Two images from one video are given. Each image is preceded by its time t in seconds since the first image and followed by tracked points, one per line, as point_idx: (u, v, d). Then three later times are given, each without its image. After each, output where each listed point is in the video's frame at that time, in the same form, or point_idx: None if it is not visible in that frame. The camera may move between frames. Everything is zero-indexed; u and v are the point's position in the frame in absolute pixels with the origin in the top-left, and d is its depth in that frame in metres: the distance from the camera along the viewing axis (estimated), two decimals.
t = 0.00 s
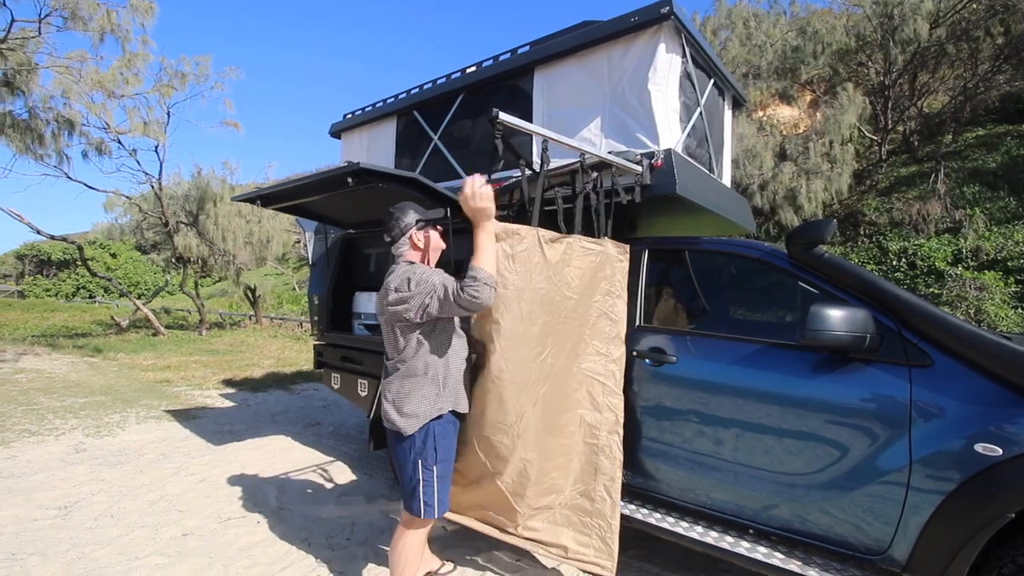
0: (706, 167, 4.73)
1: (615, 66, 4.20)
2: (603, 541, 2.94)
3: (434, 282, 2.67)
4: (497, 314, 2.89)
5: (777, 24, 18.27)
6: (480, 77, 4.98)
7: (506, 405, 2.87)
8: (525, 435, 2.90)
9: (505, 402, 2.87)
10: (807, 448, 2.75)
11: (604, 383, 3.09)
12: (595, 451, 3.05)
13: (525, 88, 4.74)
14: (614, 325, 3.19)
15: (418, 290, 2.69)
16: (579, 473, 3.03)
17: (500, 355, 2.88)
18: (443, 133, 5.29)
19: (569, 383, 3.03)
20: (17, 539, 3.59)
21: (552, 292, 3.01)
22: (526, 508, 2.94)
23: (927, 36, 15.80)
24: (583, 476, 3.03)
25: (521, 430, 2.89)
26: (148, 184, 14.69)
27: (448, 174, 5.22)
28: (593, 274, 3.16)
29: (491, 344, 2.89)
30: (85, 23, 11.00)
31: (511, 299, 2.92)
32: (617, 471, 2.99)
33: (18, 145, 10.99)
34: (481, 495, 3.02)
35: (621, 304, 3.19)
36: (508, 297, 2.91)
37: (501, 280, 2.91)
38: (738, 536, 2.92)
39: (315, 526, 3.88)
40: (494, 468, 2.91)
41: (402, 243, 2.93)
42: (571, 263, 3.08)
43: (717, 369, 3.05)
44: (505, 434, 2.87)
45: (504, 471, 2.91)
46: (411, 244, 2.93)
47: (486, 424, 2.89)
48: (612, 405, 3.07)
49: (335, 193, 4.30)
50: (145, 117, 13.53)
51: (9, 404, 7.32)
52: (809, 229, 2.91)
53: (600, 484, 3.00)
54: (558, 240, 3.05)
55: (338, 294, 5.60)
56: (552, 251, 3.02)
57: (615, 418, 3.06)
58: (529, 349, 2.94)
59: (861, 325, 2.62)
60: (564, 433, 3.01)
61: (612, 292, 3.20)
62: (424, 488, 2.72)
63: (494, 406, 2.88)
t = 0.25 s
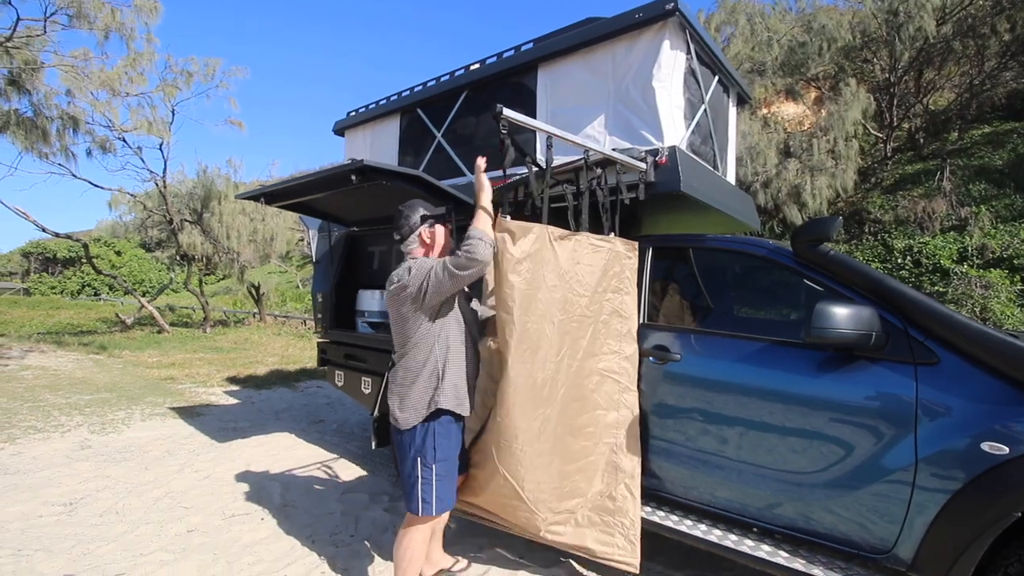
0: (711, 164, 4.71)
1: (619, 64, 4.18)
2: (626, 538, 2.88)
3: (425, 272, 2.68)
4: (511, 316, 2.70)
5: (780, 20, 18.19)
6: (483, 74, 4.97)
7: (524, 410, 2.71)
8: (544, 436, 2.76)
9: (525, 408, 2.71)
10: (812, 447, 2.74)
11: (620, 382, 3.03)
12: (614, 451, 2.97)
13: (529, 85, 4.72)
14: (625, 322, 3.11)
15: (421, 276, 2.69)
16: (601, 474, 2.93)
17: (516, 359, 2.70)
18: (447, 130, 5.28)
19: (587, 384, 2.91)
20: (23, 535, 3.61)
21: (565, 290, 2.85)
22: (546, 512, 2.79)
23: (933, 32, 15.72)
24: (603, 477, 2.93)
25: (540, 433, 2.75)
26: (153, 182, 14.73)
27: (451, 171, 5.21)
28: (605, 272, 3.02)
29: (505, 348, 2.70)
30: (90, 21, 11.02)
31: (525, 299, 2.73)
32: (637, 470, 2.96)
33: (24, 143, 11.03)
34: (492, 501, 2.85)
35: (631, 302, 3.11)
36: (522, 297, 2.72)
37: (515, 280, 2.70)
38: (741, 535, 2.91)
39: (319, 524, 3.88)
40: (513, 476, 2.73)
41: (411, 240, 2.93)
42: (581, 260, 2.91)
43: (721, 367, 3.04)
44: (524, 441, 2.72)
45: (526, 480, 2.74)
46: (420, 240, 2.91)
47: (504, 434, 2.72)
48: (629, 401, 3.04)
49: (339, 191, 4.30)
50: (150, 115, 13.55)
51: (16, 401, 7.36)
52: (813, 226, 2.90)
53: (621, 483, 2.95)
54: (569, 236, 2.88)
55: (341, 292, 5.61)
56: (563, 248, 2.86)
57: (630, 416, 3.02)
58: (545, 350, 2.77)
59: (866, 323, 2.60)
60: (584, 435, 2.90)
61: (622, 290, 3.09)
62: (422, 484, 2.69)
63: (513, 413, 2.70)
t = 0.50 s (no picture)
0: (712, 163, 4.71)
1: (620, 62, 4.18)
2: (641, 538, 2.82)
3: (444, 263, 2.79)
4: (513, 313, 2.76)
5: (780, 18, 18.15)
6: (484, 73, 4.96)
7: (531, 407, 2.72)
8: (555, 436, 2.73)
9: (531, 405, 2.72)
10: (814, 445, 2.73)
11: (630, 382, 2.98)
12: (626, 452, 2.93)
13: (529, 84, 4.72)
14: (630, 321, 3.05)
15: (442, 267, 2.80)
16: (615, 475, 2.88)
17: (519, 355, 2.74)
18: (447, 130, 5.27)
19: (596, 385, 2.86)
20: (24, 535, 3.62)
21: (570, 289, 2.84)
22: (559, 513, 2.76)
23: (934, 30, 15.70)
24: (614, 478, 2.87)
25: (549, 432, 2.72)
26: (154, 182, 14.74)
27: (452, 170, 5.21)
28: (608, 271, 2.97)
29: (508, 344, 2.75)
30: (91, 22, 11.02)
31: (527, 298, 2.77)
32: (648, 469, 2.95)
33: (25, 143, 11.04)
34: (500, 494, 2.89)
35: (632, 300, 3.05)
36: (523, 295, 2.77)
37: (516, 280, 2.76)
38: (743, 534, 2.91)
39: (320, 524, 3.88)
40: (519, 469, 2.77)
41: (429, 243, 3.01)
42: (585, 260, 2.89)
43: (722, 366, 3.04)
44: (530, 438, 2.73)
45: (533, 474, 2.76)
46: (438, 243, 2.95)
47: (509, 427, 2.78)
48: (639, 401, 2.98)
49: (339, 191, 4.30)
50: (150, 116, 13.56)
51: (17, 401, 7.37)
52: (814, 225, 2.90)
53: (633, 485, 2.90)
54: (572, 236, 2.87)
55: (342, 292, 5.61)
56: (566, 248, 2.84)
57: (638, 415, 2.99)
58: (551, 348, 2.77)
59: (868, 321, 2.60)
60: (595, 436, 2.84)
61: (625, 289, 3.03)
62: (431, 483, 2.74)
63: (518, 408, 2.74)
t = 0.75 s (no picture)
0: (712, 162, 4.71)
1: (620, 62, 4.18)
2: (643, 538, 2.84)
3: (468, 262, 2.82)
4: (524, 311, 2.68)
5: (781, 17, 18.24)
6: (484, 73, 4.97)
7: (535, 407, 2.71)
8: (557, 437, 2.73)
9: (535, 405, 2.70)
10: (814, 445, 2.73)
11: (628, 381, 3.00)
12: (626, 452, 2.96)
13: (530, 84, 4.71)
14: (629, 321, 3.08)
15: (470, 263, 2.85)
16: (616, 475, 2.89)
17: (527, 355, 2.70)
18: (447, 129, 5.28)
19: (597, 384, 2.87)
20: (24, 535, 3.62)
21: (577, 288, 2.81)
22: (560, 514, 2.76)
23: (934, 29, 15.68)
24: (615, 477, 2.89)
25: (552, 432, 2.72)
26: (154, 181, 14.74)
27: (452, 170, 5.21)
28: (609, 271, 2.97)
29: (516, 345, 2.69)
30: (91, 22, 11.02)
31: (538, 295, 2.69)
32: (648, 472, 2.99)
33: (25, 143, 11.03)
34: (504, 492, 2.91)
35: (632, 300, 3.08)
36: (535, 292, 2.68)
37: (525, 277, 2.66)
38: (743, 533, 2.91)
39: (321, 523, 3.88)
40: (520, 468, 2.76)
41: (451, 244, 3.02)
42: (587, 260, 2.85)
43: (722, 365, 3.04)
44: (532, 439, 2.73)
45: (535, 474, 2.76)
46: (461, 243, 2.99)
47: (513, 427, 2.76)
48: (636, 400, 3.01)
49: (339, 191, 4.30)
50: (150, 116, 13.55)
51: (17, 401, 7.37)
52: (815, 224, 2.89)
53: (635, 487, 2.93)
54: (581, 234, 2.83)
55: (342, 291, 5.62)
56: (576, 247, 2.81)
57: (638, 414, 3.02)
58: (556, 348, 2.75)
59: (868, 320, 2.61)
60: (596, 436, 2.84)
61: (625, 289, 3.05)
62: (463, 475, 2.77)
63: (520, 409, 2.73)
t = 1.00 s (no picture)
0: (712, 162, 4.71)
1: (620, 61, 4.18)
2: (644, 539, 2.84)
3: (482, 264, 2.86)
4: (529, 310, 2.68)
5: (780, 17, 18.26)
6: (484, 73, 4.97)
7: (537, 406, 2.71)
8: (558, 437, 2.73)
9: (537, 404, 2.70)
10: (814, 444, 2.74)
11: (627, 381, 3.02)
12: (626, 452, 2.96)
13: (530, 83, 4.72)
14: (627, 320, 3.09)
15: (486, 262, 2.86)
16: (616, 476, 2.89)
17: (531, 355, 2.70)
18: (448, 129, 5.28)
19: (598, 384, 2.87)
20: (25, 536, 3.62)
21: (581, 288, 2.81)
22: (560, 514, 2.77)
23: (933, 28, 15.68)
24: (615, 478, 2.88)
25: (554, 432, 2.72)
26: (154, 182, 14.75)
27: (452, 170, 5.22)
28: (610, 271, 2.98)
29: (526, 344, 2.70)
30: (91, 22, 11.02)
31: (543, 295, 2.68)
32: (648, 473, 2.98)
33: (26, 145, 11.05)
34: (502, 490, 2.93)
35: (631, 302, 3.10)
36: (540, 292, 2.68)
37: (530, 277, 2.66)
38: (743, 532, 2.92)
39: (322, 523, 3.88)
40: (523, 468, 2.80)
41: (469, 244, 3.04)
42: (593, 260, 2.88)
43: (722, 366, 3.04)
44: (533, 438, 2.74)
45: (537, 473, 2.78)
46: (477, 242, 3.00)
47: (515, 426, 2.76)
48: (635, 400, 3.03)
49: (339, 190, 4.30)
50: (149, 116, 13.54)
51: (18, 401, 7.38)
52: (816, 224, 2.89)
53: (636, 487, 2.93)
54: (586, 235, 2.86)
55: (343, 291, 5.62)
56: (580, 247, 2.83)
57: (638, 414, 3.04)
58: (559, 348, 2.74)
59: (868, 319, 2.61)
60: (596, 437, 2.83)
61: (624, 290, 3.07)
62: (493, 464, 2.77)
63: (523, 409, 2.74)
